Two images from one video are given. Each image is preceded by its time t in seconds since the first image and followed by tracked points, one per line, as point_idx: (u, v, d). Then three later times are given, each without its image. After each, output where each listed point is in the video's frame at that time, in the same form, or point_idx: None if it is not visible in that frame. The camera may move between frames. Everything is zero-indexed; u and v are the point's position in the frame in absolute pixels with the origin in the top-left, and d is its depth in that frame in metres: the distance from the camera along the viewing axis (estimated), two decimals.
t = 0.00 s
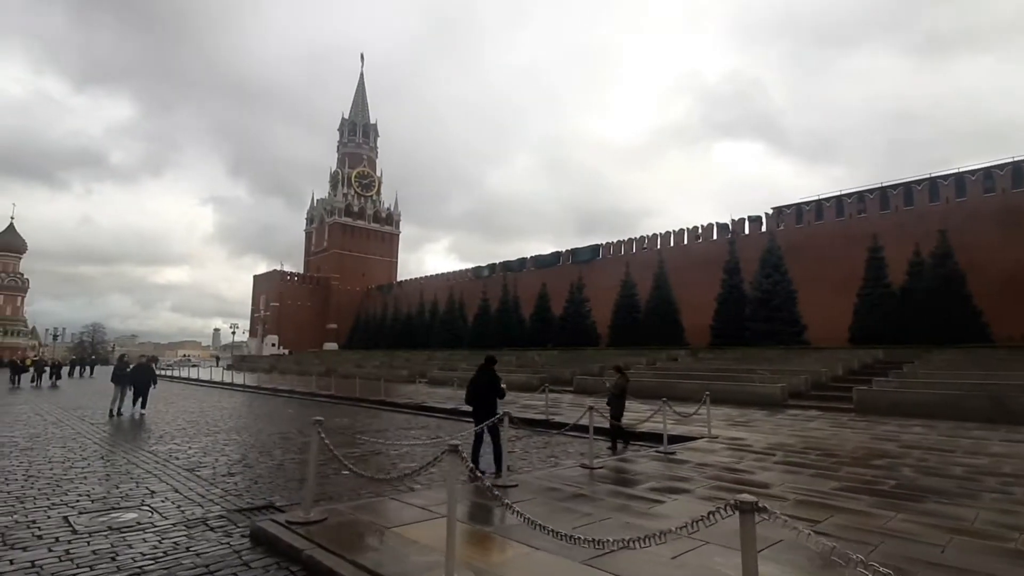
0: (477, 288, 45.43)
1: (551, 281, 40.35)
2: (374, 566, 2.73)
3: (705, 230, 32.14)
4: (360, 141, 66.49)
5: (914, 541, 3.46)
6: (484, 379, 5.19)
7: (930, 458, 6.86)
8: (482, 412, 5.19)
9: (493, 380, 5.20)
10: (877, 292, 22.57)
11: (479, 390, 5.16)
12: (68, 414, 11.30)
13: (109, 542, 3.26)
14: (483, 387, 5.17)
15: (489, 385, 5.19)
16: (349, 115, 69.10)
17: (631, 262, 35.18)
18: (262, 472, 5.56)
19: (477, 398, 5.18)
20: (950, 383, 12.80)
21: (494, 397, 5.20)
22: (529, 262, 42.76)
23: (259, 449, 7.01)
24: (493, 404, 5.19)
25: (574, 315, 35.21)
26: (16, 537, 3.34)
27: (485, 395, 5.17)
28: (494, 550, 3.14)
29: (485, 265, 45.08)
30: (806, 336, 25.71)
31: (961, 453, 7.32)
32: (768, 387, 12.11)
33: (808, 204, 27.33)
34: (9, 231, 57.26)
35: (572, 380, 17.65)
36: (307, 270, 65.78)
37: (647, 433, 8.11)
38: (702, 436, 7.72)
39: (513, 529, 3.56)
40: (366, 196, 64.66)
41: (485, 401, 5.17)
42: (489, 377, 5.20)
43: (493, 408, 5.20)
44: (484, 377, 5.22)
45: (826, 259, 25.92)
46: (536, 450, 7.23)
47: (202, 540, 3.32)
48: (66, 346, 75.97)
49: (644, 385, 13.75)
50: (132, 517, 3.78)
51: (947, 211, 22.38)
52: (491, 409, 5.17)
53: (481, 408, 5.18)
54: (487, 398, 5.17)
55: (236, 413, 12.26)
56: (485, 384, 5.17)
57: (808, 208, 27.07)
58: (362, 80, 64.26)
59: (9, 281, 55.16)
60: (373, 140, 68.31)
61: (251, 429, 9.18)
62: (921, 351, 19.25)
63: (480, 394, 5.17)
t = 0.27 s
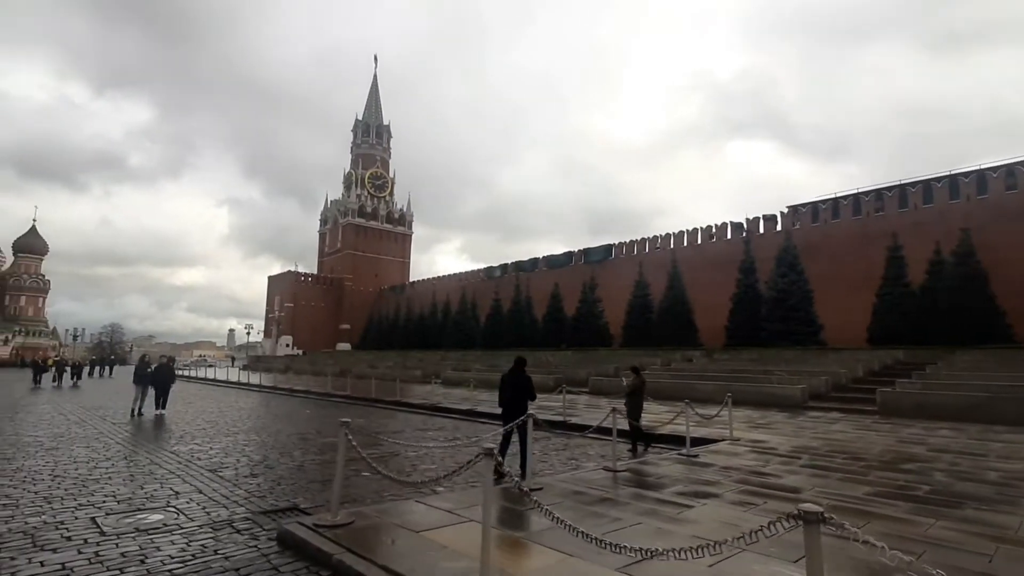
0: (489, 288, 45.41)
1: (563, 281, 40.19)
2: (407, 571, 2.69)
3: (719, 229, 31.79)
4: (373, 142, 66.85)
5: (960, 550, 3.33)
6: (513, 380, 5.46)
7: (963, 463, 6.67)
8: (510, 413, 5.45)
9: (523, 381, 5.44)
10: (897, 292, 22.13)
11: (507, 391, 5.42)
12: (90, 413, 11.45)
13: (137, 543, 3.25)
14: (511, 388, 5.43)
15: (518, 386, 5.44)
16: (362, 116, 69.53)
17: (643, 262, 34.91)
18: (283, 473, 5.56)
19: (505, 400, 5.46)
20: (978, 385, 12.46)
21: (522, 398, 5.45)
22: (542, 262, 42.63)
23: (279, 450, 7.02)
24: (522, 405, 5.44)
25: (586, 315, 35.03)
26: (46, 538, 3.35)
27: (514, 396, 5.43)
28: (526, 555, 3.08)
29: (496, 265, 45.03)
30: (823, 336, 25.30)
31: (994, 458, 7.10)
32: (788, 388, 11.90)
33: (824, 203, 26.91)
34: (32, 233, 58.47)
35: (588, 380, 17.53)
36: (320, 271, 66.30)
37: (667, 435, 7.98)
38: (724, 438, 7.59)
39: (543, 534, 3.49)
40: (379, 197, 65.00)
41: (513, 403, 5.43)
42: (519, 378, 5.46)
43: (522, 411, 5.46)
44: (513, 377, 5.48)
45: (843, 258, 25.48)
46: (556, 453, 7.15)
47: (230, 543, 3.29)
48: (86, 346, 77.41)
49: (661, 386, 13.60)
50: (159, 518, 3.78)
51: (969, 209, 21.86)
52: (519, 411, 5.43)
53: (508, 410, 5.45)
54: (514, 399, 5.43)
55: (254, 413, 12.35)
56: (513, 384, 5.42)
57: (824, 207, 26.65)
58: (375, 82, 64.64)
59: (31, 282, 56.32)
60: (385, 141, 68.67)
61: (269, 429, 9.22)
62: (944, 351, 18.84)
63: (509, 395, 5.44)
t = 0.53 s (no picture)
0: (503, 289, 45.37)
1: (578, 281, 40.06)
2: None
3: (736, 228, 31.40)
4: (388, 143, 67.30)
5: (1010, 559, 3.19)
6: (547, 381, 5.94)
7: (1000, 468, 6.43)
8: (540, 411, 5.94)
9: (554, 381, 5.92)
10: (920, 291, 21.61)
11: (538, 389, 5.94)
12: (115, 414, 11.63)
13: (166, 546, 3.24)
14: (543, 387, 5.93)
15: (551, 387, 5.92)
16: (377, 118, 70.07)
17: (659, 261, 34.60)
18: (306, 474, 5.56)
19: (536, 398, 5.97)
20: (1011, 387, 12.06)
21: (553, 398, 5.90)
22: (556, 262, 42.49)
23: (300, 451, 7.04)
24: (551, 404, 5.90)
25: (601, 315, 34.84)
26: (76, 538, 3.36)
27: (545, 395, 5.91)
28: (560, 562, 3.02)
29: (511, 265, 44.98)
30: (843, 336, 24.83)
31: None
32: (812, 390, 11.66)
33: (844, 201, 26.43)
34: (56, 235, 59.92)
35: (605, 382, 17.39)
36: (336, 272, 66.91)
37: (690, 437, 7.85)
38: (749, 441, 7.43)
39: (575, 540, 3.43)
40: (394, 198, 65.40)
41: (544, 401, 5.91)
42: (551, 379, 5.94)
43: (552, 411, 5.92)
44: (547, 377, 5.97)
45: (863, 257, 24.97)
46: (578, 455, 7.07)
47: (258, 546, 3.27)
48: (109, 346, 79.08)
49: (680, 388, 13.42)
50: (186, 520, 3.78)
51: (994, 206, 21.26)
52: (548, 410, 5.89)
53: (540, 409, 5.94)
54: (545, 398, 5.91)
55: (274, 413, 12.47)
56: (544, 383, 5.92)
57: (843, 205, 26.17)
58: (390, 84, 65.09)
59: (55, 283, 57.64)
60: (400, 142, 69.09)
61: (289, 430, 9.26)
62: (971, 352, 18.34)
63: (542, 395, 5.93)
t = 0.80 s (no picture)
0: (515, 289, 45.29)
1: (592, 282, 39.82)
2: None
3: (752, 228, 30.93)
4: (400, 145, 67.66)
5: None
6: (573, 381, 5.89)
7: None
8: (566, 412, 5.84)
9: (581, 382, 5.87)
10: (945, 292, 21.06)
11: (564, 389, 5.88)
12: (136, 413, 11.74)
13: (195, 547, 3.20)
14: (569, 387, 5.87)
15: (577, 388, 5.86)
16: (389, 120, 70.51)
17: (674, 261, 34.21)
18: (329, 475, 5.51)
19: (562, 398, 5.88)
20: None
21: (580, 399, 5.84)
22: (569, 263, 42.26)
23: (320, 451, 7.00)
24: (578, 405, 5.82)
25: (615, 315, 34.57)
26: (105, 538, 3.33)
27: (571, 395, 5.85)
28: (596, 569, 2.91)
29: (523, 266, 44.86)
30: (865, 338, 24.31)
31: None
32: (838, 392, 11.37)
33: (864, 198, 25.90)
34: (79, 237, 61.29)
35: (623, 383, 17.20)
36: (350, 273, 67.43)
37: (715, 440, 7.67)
38: (778, 445, 7.23)
39: (610, 547, 3.31)
40: (406, 199, 65.70)
41: (571, 401, 5.83)
42: (578, 379, 5.89)
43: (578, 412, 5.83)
44: (573, 378, 5.92)
45: (884, 255, 24.41)
46: (601, 458, 6.94)
47: (287, 548, 3.22)
48: (129, 346, 80.68)
49: (701, 389, 13.20)
50: (212, 521, 3.73)
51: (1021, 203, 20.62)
52: (575, 411, 5.81)
53: (565, 409, 5.84)
54: (571, 398, 5.84)
55: (292, 413, 12.50)
56: (571, 384, 5.86)
57: (863, 203, 25.64)
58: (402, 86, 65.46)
59: (78, 285, 58.92)
60: (412, 144, 69.40)
61: (307, 431, 9.24)
62: (1000, 354, 17.81)
63: (568, 396, 5.85)
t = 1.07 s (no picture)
0: (528, 290, 45.09)
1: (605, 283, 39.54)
2: None
3: (769, 227, 30.42)
4: (412, 147, 67.97)
5: None
6: (598, 382, 5.75)
7: None
8: (593, 415, 5.69)
9: (605, 383, 5.73)
10: (972, 292, 20.49)
11: (588, 392, 5.74)
12: (156, 412, 11.84)
13: (222, 549, 3.15)
14: (593, 390, 5.73)
15: (602, 389, 5.72)
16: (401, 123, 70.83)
17: (689, 261, 33.75)
18: (351, 476, 5.46)
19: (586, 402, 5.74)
20: None
21: (605, 400, 5.70)
22: (581, 263, 41.96)
23: (341, 451, 6.97)
24: (605, 408, 5.68)
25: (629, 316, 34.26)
26: (133, 539, 3.30)
27: (596, 398, 5.70)
28: None
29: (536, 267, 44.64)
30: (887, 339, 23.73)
31: None
32: (866, 395, 11.08)
33: (885, 197, 25.31)
34: (100, 241, 62.44)
35: (640, 384, 17.00)
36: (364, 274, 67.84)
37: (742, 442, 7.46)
38: (808, 448, 7.03)
39: (648, 555, 3.19)
40: (418, 201, 65.94)
41: (596, 404, 5.69)
42: (602, 380, 5.74)
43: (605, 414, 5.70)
44: (597, 379, 5.78)
45: (907, 255, 23.78)
46: (625, 460, 6.78)
47: (315, 552, 3.15)
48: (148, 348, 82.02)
49: (722, 391, 12.96)
50: (238, 522, 3.69)
51: None
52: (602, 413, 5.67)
53: (592, 412, 5.70)
54: (596, 401, 5.69)
55: (309, 414, 12.52)
56: (595, 385, 5.71)
57: (884, 201, 25.07)
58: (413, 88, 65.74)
59: (100, 287, 59.99)
60: (423, 146, 69.66)
61: (325, 431, 9.21)
62: None
63: (593, 398, 5.70)
